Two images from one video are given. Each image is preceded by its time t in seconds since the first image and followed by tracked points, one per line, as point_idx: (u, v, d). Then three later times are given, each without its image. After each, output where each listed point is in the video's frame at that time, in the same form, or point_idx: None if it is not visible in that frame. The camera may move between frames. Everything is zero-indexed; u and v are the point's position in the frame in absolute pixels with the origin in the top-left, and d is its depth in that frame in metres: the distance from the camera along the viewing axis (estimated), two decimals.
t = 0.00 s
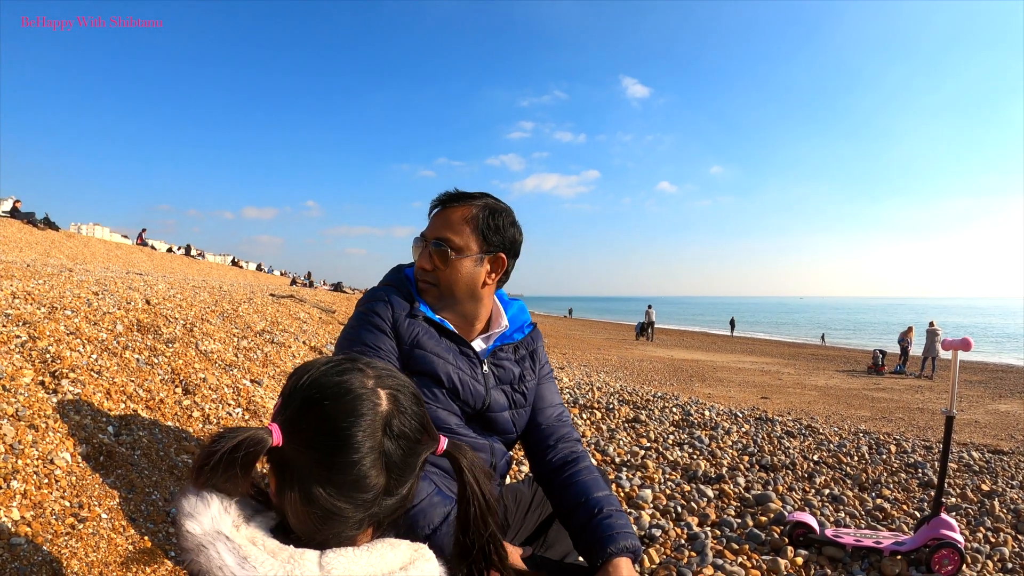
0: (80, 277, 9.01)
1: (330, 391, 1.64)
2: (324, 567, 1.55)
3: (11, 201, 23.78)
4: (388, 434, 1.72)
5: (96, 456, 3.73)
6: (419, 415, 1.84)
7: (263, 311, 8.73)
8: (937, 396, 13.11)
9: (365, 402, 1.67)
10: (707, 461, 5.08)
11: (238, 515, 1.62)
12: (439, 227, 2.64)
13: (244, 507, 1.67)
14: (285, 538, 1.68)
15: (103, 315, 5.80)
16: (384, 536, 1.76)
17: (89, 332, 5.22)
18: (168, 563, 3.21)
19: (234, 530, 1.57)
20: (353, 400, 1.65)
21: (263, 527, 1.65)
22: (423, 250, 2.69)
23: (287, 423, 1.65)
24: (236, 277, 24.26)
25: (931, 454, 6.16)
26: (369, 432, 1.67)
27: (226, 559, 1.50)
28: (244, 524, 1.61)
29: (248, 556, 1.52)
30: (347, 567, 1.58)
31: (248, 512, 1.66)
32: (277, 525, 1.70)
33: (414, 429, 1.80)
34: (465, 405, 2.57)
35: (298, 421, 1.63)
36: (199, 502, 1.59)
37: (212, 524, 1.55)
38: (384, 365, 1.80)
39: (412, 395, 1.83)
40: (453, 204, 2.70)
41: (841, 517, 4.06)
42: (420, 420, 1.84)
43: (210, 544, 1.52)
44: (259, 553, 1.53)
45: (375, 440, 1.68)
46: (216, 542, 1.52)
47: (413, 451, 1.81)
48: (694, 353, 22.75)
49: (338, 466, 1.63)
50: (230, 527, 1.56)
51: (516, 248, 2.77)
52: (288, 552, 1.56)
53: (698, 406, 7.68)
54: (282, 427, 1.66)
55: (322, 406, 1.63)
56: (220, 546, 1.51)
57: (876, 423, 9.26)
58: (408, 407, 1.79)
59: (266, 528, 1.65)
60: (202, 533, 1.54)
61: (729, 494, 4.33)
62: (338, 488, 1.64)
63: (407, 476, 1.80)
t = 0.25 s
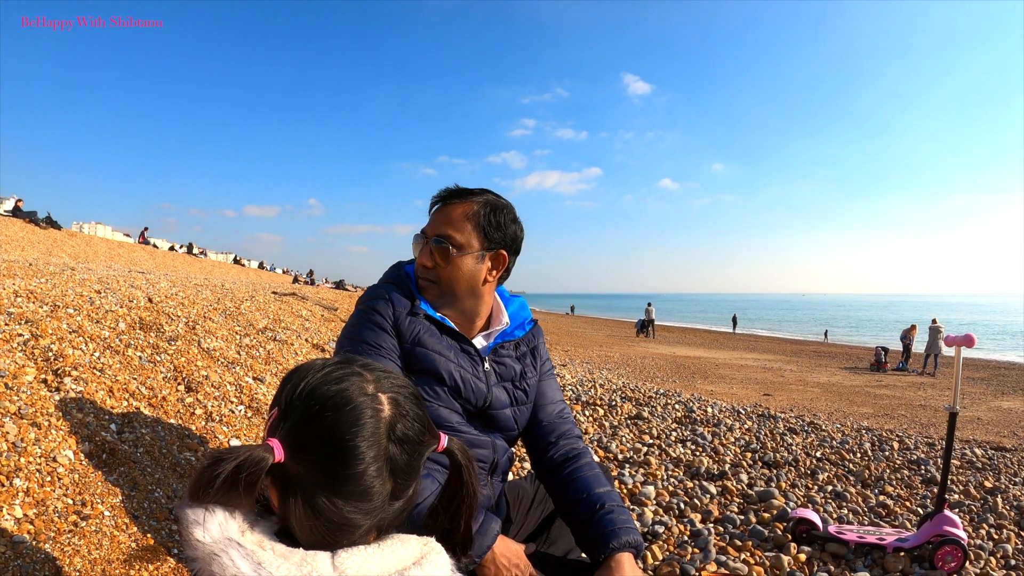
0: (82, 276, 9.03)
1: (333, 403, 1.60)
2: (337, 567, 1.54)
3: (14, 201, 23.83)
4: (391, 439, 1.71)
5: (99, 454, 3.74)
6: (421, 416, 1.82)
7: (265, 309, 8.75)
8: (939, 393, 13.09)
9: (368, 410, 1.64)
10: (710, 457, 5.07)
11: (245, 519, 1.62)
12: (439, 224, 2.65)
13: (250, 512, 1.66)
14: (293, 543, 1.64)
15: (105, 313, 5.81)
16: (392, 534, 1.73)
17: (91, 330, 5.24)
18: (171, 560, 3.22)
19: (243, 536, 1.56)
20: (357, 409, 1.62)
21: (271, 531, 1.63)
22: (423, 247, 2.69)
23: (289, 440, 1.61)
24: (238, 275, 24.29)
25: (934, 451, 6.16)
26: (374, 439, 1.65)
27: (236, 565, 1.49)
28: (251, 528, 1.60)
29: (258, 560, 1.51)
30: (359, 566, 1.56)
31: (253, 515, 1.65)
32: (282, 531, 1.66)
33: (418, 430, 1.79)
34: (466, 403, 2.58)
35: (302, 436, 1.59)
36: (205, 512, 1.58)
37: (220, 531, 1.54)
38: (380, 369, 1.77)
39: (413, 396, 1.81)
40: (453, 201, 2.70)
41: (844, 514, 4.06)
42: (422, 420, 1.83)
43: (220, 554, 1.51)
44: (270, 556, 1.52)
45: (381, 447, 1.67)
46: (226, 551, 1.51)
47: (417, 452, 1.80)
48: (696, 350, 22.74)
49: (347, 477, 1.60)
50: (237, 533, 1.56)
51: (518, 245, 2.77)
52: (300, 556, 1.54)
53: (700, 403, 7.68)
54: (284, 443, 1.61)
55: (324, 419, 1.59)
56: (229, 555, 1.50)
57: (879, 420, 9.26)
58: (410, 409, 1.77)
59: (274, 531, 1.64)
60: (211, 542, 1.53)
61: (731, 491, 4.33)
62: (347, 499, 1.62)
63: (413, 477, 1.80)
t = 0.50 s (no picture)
0: (84, 274, 9.05)
1: (336, 411, 1.59)
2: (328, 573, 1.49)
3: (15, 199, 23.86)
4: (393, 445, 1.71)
5: (101, 451, 3.74)
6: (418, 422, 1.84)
7: (267, 306, 8.76)
8: (941, 389, 13.09)
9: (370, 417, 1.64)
10: (712, 453, 5.08)
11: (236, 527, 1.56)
12: (447, 218, 2.65)
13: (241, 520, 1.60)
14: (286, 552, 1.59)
15: (107, 310, 5.82)
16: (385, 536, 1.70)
17: (93, 327, 5.24)
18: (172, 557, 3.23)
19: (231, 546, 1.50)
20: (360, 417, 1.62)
21: (261, 539, 1.58)
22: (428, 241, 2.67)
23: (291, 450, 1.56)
24: (240, 272, 24.33)
25: (936, 447, 6.16)
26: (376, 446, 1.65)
27: None
28: (240, 537, 1.54)
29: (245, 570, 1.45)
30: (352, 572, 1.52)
31: (244, 523, 1.60)
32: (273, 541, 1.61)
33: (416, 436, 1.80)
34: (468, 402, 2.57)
35: (305, 444, 1.56)
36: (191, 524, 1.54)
37: (206, 544, 1.49)
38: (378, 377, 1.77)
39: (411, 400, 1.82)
40: (457, 195, 2.70)
41: (846, 510, 4.07)
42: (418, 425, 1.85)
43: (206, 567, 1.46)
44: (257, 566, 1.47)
45: (380, 451, 1.66)
46: (212, 563, 1.46)
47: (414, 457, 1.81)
48: (698, 347, 22.75)
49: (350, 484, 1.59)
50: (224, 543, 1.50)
51: (520, 241, 2.82)
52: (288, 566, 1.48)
53: (702, 399, 7.69)
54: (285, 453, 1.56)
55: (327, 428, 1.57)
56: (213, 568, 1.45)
57: (880, 416, 9.26)
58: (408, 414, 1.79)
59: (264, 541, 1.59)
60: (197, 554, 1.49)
61: (733, 487, 4.33)
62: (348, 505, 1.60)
63: (409, 481, 1.81)
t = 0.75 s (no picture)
0: (85, 271, 9.05)
1: (323, 403, 1.58)
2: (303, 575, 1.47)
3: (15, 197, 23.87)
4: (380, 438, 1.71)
5: (100, 447, 3.74)
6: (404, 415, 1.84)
7: (267, 304, 8.75)
8: (942, 388, 13.09)
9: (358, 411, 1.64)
10: (712, 451, 5.08)
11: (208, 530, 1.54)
12: (473, 226, 2.68)
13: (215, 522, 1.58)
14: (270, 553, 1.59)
15: (106, 307, 5.82)
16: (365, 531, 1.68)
17: (92, 324, 5.24)
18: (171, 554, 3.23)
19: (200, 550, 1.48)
20: (348, 411, 1.62)
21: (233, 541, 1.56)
22: (452, 247, 2.66)
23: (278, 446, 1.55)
24: (240, 270, 24.32)
25: (936, 445, 6.16)
26: (364, 439, 1.65)
27: None
28: (212, 540, 1.52)
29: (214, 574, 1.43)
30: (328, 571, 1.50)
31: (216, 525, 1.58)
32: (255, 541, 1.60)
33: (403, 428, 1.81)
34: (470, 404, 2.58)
35: (294, 440, 1.55)
36: (160, 530, 1.51)
37: (174, 549, 1.46)
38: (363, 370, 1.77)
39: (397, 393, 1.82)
40: (476, 202, 2.74)
41: (846, 508, 4.06)
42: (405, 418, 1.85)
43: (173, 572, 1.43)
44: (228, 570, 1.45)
45: (367, 444, 1.66)
46: (179, 569, 1.43)
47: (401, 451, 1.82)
48: (698, 345, 22.75)
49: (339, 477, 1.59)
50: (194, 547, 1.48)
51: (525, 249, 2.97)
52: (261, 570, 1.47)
53: (702, 397, 7.69)
54: (272, 449, 1.55)
55: (315, 422, 1.56)
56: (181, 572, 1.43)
57: (881, 415, 9.26)
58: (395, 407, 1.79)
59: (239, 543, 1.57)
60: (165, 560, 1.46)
61: (733, 485, 4.33)
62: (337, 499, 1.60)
63: (396, 476, 1.81)
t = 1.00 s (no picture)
0: (83, 268, 9.04)
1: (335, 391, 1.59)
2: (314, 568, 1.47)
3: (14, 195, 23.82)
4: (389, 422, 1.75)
5: (99, 443, 3.73)
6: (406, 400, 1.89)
7: (266, 301, 8.74)
8: (941, 386, 13.09)
9: (368, 396, 1.66)
10: (711, 448, 5.08)
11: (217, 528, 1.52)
12: (492, 233, 2.68)
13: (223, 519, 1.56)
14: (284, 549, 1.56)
15: (105, 304, 5.81)
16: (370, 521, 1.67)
17: (91, 321, 5.23)
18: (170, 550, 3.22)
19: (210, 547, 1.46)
20: (359, 396, 1.64)
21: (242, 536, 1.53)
22: (473, 255, 2.65)
23: (297, 436, 1.50)
24: (239, 267, 24.30)
25: (934, 443, 6.17)
26: (376, 423, 1.67)
27: None
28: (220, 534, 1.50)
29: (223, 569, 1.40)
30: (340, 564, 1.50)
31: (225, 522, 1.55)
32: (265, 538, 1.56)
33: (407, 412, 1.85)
34: (482, 407, 2.73)
35: (313, 427, 1.52)
36: (168, 531, 1.49)
37: (183, 548, 1.44)
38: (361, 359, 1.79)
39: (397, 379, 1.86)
40: (489, 205, 2.70)
41: (845, 505, 4.06)
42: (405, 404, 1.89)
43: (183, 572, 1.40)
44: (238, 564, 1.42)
45: (377, 429, 1.67)
46: (190, 568, 1.40)
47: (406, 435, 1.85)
48: (697, 343, 22.75)
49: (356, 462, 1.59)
50: (202, 545, 1.45)
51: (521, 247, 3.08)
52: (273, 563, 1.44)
53: (700, 394, 7.69)
54: (291, 439, 1.50)
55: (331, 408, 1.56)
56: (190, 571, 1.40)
57: (879, 413, 9.26)
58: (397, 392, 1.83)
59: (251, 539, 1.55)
60: (174, 561, 1.43)
61: (732, 482, 4.33)
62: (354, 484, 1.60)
63: (401, 462, 1.83)
